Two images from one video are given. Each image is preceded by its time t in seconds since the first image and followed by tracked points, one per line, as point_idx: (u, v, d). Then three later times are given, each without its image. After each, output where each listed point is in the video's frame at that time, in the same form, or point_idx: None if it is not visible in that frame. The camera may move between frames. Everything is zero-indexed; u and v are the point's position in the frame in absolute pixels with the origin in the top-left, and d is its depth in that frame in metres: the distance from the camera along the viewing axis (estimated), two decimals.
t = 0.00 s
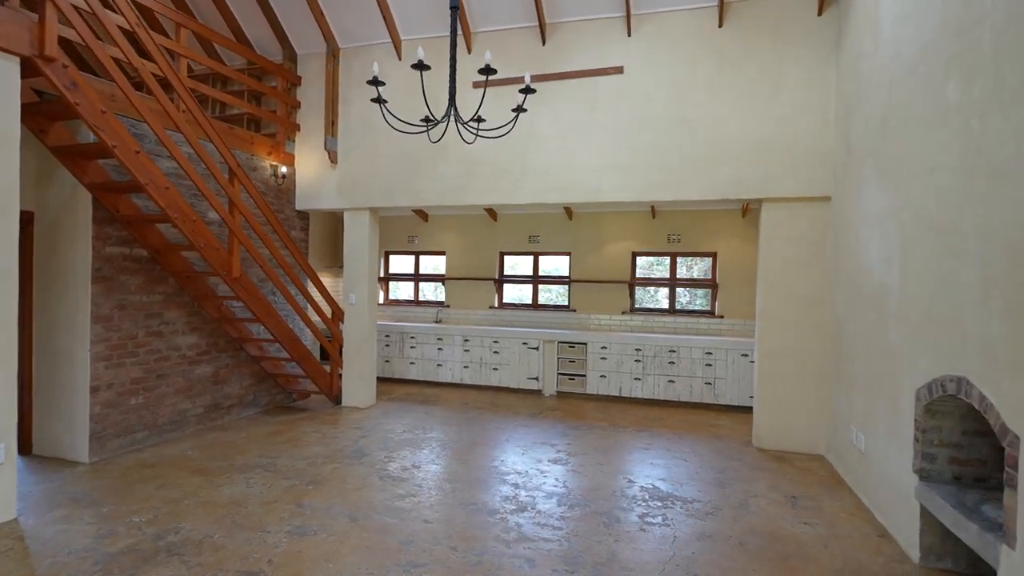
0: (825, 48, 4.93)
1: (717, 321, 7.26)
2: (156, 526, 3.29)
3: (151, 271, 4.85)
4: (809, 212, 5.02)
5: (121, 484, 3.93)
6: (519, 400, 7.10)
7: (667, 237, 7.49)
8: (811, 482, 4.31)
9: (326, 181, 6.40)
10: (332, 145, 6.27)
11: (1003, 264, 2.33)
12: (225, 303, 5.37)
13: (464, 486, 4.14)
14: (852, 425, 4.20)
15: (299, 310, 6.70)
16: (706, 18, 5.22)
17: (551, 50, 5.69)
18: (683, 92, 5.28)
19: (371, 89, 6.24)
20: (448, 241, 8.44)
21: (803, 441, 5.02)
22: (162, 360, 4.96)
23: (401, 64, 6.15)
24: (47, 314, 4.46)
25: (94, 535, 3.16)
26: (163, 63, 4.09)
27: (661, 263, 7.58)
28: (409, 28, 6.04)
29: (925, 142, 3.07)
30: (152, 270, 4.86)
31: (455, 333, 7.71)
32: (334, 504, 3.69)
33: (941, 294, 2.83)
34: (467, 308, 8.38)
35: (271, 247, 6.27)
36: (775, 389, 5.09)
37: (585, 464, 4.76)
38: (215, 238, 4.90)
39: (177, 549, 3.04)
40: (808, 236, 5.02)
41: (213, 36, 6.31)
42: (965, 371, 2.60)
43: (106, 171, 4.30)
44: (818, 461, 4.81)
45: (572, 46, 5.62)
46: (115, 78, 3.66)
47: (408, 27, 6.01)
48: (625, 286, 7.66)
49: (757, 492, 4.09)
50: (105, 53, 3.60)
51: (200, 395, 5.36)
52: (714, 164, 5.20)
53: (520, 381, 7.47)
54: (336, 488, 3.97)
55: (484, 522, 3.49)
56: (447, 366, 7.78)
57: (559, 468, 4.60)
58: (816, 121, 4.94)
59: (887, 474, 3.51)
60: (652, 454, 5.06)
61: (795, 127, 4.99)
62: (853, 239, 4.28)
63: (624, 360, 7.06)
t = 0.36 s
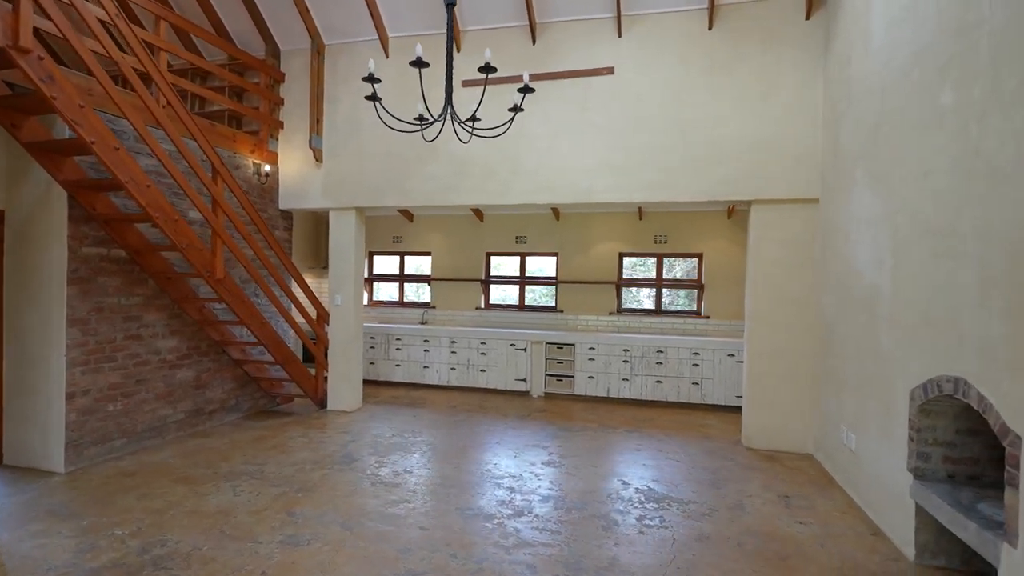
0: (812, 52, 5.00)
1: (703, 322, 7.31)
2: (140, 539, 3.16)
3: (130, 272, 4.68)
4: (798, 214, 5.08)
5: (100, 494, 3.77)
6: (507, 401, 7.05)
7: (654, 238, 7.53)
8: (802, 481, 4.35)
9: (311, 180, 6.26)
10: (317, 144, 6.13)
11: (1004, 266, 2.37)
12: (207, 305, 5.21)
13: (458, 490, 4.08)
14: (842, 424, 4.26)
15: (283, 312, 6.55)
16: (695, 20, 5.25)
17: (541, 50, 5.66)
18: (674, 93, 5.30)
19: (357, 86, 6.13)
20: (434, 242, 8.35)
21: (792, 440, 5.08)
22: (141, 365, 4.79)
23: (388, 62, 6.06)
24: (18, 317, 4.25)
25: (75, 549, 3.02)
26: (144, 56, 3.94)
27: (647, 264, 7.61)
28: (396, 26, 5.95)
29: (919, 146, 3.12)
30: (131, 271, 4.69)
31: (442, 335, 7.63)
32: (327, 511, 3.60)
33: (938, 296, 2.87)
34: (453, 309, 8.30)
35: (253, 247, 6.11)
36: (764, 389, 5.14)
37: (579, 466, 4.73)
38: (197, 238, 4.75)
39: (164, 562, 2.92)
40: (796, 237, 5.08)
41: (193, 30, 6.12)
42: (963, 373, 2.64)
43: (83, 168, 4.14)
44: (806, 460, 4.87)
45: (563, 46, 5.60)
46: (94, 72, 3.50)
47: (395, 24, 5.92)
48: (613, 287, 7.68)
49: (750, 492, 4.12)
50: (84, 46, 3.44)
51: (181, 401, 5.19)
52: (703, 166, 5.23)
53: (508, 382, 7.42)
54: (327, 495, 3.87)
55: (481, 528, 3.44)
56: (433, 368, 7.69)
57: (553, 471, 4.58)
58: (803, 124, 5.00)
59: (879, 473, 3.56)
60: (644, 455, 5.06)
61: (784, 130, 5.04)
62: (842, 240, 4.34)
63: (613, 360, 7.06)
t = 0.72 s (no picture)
0: (788, 58, 5.11)
1: (678, 321, 7.42)
2: (111, 555, 2.97)
3: (93, 272, 4.42)
4: (774, 215, 5.20)
5: (63, 508, 3.54)
6: (486, 402, 7.00)
7: (630, 238, 7.59)
8: (781, 477, 4.45)
9: (284, 176, 6.06)
10: (291, 139, 5.93)
11: (989, 267, 2.46)
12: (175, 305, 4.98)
13: (444, 494, 4.01)
14: (819, 421, 4.37)
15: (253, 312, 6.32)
16: (676, 23, 5.31)
17: (523, 49, 5.62)
18: (655, 95, 5.34)
19: (333, 81, 5.96)
20: (409, 241, 8.21)
21: (768, 436, 5.19)
22: (104, 370, 4.53)
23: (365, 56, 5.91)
24: None
25: (39, 569, 2.82)
26: (110, 44, 3.71)
27: (624, 264, 7.67)
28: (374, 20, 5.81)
29: (899, 151, 3.22)
30: (94, 270, 4.44)
31: (418, 335, 7.51)
32: (310, 520, 3.47)
33: (920, 297, 2.96)
34: (429, 309, 8.18)
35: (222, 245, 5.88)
36: (742, 387, 5.24)
37: (563, 466, 4.72)
38: (166, 236, 4.53)
39: None
40: (773, 238, 5.20)
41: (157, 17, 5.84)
42: (946, 371, 2.73)
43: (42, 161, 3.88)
44: (783, 456, 4.99)
45: (544, 45, 5.58)
46: (57, 59, 3.29)
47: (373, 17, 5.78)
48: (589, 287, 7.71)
49: (733, 489, 4.18)
50: (46, 31, 3.22)
51: (147, 407, 4.94)
52: (684, 167, 5.29)
53: (485, 383, 7.37)
54: (309, 503, 3.74)
55: (473, 533, 3.38)
56: (408, 369, 7.56)
57: (538, 472, 4.55)
58: (780, 128, 5.12)
59: (859, 468, 3.67)
60: (626, 454, 5.08)
61: (761, 133, 5.15)
62: (820, 242, 4.46)
63: (590, 360, 7.09)
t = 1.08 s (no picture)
0: (771, 61, 5.21)
1: (659, 320, 7.50)
2: (91, 569, 2.81)
3: (62, 269, 4.20)
4: (758, 216, 5.28)
5: (33, 520, 3.33)
6: (469, 403, 6.93)
7: (612, 238, 7.63)
8: (768, 473, 4.52)
9: (263, 172, 5.87)
10: (270, 134, 5.74)
11: (982, 266, 2.54)
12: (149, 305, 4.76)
13: (437, 497, 3.93)
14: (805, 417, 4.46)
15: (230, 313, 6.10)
16: (662, 25, 5.35)
17: (509, 46, 5.58)
18: (642, 95, 5.37)
19: (314, 75, 5.80)
20: (389, 239, 8.07)
21: (753, 433, 5.28)
22: (73, 373, 4.30)
23: (348, 50, 5.78)
24: None
25: None
26: (83, 29, 3.51)
27: (605, 263, 7.71)
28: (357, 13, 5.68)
29: (888, 153, 3.31)
30: (63, 268, 4.21)
31: (399, 335, 7.39)
32: (301, 527, 3.36)
33: (912, 296, 3.03)
34: (409, 309, 8.06)
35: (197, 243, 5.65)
36: (727, 385, 5.31)
37: (554, 466, 4.70)
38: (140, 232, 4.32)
39: None
40: (756, 238, 5.29)
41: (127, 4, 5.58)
42: (939, 368, 2.80)
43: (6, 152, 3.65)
44: (768, 452, 5.08)
45: (531, 43, 5.55)
46: (25, 44, 3.08)
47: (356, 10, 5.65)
48: (571, 286, 7.71)
49: (724, 485, 4.23)
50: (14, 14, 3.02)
51: (118, 412, 4.71)
52: (670, 167, 5.33)
53: (468, 383, 7.30)
54: (298, 509, 3.62)
55: (471, 535, 3.33)
56: (389, 369, 7.43)
57: (530, 472, 4.52)
58: (764, 130, 5.21)
59: (846, 463, 3.75)
60: (615, 453, 5.10)
61: (745, 134, 5.23)
62: (804, 241, 4.55)
63: (574, 359, 7.09)
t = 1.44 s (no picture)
0: (761, 57, 5.24)
1: (646, 316, 7.52)
2: None
3: (33, 264, 3.98)
4: (747, 211, 5.32)
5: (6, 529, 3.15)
6: (457, 400, 6.84)
7: (599, 234, 7.62)
8: (761, 466, 4.56)
9: (244, 164, 5.67)
10: (252, 124, 5.55)
11: (983, 258, 2.57)
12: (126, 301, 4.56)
13: (433, 496, 3.85)
14: (796, 410, 4.51)
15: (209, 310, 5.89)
16: (652, 19, 5.34)
17: (500, 38, 5.50)
18: (633, 90, 5.35)
19: (298, 64, 5.64)
20: (372, 235, 7.92)
21: (742, 426, 5.32)
22: (46, 373, 4.08)
23: (333, 40, 5.62)
24: None
25: None
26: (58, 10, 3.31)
27: (592, 259, 7.70)
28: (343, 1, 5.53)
29: (884, 148, 3.34)
30: (34, 263, 3.99)
31: (384, 332, 7.25)
32: (296, 530, 3.25)
33: (910, 288, 3.07)
34: (393, 306, 7.93)
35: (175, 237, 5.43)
36: (717, 379, 5.34)
37: (548, 463, 4.66)
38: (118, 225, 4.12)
39: None
40: (746, 233, 5.32)
41: None
42: (938, 359, 2.84)
43: None
44: (758, 445, 5.13)
45: (522, 35, 5.48)
46: None
47: None
48: (558, 282, 7.68)
49: (718, 479, 4.25)
50: None
51: (94, 413, 4.50)
52: (661, 162, 5.33)
53: (455, 380, 7.21)
54: (291, 511, 3.50)
55: (472, 535, 3.26)
56: (374, 367, 7.30)
57: (525, 469, 4.46)
58: (753, 125, 5.24)
59: (840, 455, 3.80)
60: (607, 448, 5.09)
61: (735, 130, 5.25)
62: (795, 236, 4.59)
63: (562, 355, 7.07)
